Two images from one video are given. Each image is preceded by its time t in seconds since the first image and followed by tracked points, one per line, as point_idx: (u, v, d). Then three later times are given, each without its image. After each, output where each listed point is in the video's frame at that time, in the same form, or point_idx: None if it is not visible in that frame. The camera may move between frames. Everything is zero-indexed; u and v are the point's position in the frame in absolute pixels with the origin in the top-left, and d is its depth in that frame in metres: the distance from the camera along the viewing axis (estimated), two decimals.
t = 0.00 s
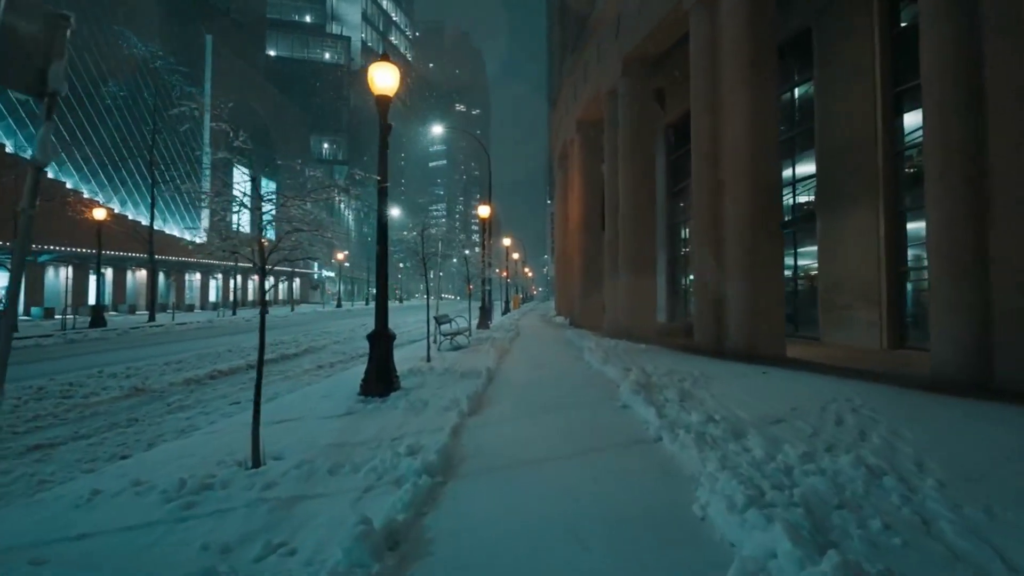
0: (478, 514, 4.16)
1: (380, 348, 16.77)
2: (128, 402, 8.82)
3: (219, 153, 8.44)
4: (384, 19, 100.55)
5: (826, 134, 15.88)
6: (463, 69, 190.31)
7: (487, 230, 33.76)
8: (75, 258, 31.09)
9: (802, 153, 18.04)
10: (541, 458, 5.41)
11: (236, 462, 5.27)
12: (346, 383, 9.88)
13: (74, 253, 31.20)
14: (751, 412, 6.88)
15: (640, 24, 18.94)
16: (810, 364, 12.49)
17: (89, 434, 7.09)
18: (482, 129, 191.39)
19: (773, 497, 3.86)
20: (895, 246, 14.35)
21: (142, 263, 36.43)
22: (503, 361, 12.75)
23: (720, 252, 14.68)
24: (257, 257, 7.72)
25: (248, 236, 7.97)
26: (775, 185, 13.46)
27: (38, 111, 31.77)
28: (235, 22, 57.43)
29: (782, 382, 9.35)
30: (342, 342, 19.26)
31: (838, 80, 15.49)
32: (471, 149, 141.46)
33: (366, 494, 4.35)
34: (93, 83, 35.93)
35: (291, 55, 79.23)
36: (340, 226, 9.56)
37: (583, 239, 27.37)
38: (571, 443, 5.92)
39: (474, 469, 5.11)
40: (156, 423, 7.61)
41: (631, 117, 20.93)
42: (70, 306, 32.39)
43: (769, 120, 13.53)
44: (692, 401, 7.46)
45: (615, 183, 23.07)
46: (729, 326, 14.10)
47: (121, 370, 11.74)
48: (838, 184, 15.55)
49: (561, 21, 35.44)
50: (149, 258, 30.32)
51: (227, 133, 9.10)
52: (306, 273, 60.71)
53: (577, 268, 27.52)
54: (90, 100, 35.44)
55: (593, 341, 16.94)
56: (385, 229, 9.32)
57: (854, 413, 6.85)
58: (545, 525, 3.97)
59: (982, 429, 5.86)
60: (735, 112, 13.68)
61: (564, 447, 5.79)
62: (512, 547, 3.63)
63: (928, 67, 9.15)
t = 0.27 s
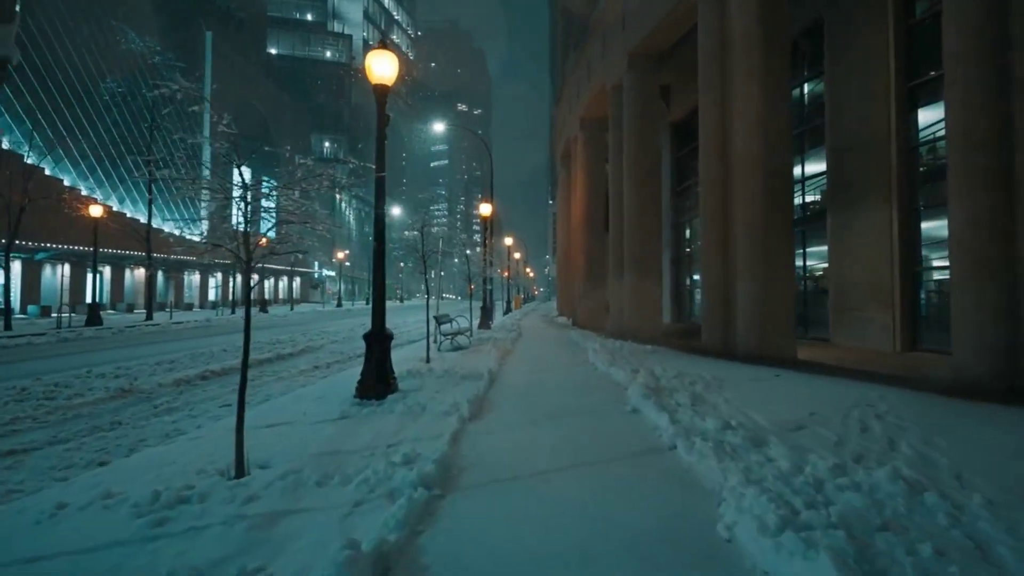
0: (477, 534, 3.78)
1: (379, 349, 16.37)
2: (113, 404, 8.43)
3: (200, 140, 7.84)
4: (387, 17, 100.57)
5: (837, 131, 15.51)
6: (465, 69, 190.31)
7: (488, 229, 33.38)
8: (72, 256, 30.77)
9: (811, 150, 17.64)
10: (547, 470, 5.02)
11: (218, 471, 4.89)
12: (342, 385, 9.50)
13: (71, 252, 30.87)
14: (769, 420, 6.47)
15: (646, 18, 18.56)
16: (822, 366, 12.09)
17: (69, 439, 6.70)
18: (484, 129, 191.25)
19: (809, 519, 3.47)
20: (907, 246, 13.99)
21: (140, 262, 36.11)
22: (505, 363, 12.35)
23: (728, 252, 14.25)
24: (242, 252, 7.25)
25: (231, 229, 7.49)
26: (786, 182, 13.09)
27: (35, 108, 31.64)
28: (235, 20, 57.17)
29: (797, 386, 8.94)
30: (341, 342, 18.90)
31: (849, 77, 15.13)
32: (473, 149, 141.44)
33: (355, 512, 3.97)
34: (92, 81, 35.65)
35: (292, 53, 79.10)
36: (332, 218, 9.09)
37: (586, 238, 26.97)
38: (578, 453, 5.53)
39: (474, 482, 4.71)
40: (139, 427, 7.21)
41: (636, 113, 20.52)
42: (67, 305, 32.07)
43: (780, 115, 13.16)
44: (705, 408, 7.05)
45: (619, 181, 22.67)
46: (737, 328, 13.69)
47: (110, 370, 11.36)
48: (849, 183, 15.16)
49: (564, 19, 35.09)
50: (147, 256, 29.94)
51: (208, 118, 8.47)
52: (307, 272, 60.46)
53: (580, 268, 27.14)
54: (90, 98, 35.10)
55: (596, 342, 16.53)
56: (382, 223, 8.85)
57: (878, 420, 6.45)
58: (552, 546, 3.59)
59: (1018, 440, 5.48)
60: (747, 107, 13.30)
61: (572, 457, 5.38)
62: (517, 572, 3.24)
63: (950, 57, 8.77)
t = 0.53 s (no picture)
0: (476, 562, 3.45)
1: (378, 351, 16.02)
2: (99, 409, 8.11)
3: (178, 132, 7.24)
4: (388, 16, 100.40)
5: (846, 129, 15.15)
6: (467, 68, 190.13)
7: (489, 229, 33.05)
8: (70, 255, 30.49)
9: (819, 149, 17.30)
10: (552, 487, 4.68)
11: (198, 487, 4.57)
12: (338, 389, 9.20)
13: (68, 250, 30.60)
14: (785, 430, 6.15)
15: (650, 14, 18.21)
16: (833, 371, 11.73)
17: (48, 448, 6.37)
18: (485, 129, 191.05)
19: (845, 552, 3.14)
20: (918, 247, 13.66)
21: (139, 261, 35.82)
22: (506, 367, 12.02)
23: (735, 254, 13.87)
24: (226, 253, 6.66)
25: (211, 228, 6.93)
26: (796, 180, 12.74)
27: (34, 107, 31.85)
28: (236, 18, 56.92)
29: (810, 393, 8.59)
30: (339, 343, 18.57)
31: (858, 73, 14.77)
32: (474, 149, 141.22)
33: (343, 536, 3.65)
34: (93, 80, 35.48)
35: (293, 51, 78.88)
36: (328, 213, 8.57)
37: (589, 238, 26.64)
38: (584, 467, 5.20)
39: (474, 500, 4.38)
40: (123, 436, 6.88)
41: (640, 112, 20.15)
42: (65, 304, 31.79)
43: (790, 112, 12.82)
44: (716, 417, 6.70)
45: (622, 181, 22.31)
46: (744, 331, 13.33)
47: (99, 373, 11.02)
48: (858, 182, 14.80)
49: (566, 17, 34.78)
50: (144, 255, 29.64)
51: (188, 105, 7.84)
52: (307, 272, 60.18)
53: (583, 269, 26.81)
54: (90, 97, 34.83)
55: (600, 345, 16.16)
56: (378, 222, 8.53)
57: (900, 432, 6.11)
58: None
59: None
60: (756, 104, 12.94)
61: (577, 472, 5.05)
62: None
63: (969, 51, 8.43)
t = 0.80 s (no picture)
0: None
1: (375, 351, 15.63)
2: (79, 413, 7.74)
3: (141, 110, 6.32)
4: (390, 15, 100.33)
5: (855, 125, 14.77)
6: (469, 68, 190.02)
7: (490, 228, 32.69)
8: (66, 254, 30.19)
9: (827, 146, 16.90)
10: (554, 502, 4.30)
11: (165, 501, 4.20)
12: (330, 392, 8.83)
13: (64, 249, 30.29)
14: (802, 439, 5.75)
15: (654, 9, 17.84)
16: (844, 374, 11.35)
17: (18, 455, 6.01)
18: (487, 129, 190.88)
19: None
20: (931, 247, 13.28)
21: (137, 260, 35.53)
22: (505, 368, 11.63)
23: (741, 253, 13.48)
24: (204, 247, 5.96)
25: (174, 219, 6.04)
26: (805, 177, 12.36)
27: (30, 104, 31.96)
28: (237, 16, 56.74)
29: (824, 397, 8.20)
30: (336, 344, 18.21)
31: (869, 67, 14.40)
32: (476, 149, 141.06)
33: (318, 561, 3.27)
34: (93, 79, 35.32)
35: (294, 50, 78.73)
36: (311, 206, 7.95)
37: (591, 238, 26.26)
38: (587, 479, 4.81)
39: (469, 518, 4.01)
40: (100, 441, 6.52)
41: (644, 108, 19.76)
42: (62, 303, 31.50)
43: (799, 107, 12.43)
44: (728, 424, 6.30)
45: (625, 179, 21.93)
46: (751, 332, 12.94)
47: (85, 374, 10.66)
48: (868, 179, 14.42)
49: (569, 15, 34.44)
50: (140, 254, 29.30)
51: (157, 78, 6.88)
52: (307, 272, 59.91)
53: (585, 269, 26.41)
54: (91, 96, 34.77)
55: (602, 346, 15.73)
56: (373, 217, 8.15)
57: (924, 440, 5.74)
58: None
59: None
60: (763, 99, 12.56)
61: (579, 484, 4.67)
62: None
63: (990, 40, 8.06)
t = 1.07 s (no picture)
0: None
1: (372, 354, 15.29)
2: (56, 421, 7.39)
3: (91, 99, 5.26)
4: (391, 14, 100.16)
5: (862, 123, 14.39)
6: (470, 68, 189.78)
7: (490, 228, 32.34)
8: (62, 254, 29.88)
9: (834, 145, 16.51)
10: (550, 526, 3.94)
11: (128, 527, 3.85)
12: (320, 399, 8.48)
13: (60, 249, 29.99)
14: (818, 454, 5.38)
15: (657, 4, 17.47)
16: (853, 378, 10.98)
17: None
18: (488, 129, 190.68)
19: None
20: (942, 248, 12.90)
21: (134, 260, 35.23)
22: (504, 372, 11.27)
23: (747, 254, 13.09)
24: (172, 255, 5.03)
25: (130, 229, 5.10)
26: (813, 175, 12.00)
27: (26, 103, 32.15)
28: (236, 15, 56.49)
29: (836, 405, 7.84)
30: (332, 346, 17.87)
31: (876, 63, 14.03)
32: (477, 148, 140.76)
33: None
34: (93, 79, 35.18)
35: (295, 49, 78.52)
36: (294, 199, 7.20)
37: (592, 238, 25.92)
38: (588, 499, 4.45)
39: (457, 546, 3.65)
40: (73, 453, 6.17)
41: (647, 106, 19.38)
42: (58, 304, 31.20)
43: (806, 102, 12.06)
44: (738, 436, 5.94)
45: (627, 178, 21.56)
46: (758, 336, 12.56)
47: (69, 378, 10.31)
48: (875, 178, 14.04)
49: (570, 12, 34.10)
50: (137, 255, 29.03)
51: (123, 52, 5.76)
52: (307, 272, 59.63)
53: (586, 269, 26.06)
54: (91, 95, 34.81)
55: (604, 348, 15.38)
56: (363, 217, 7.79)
57: (948, 454, 5.38)
58: None
59: None
60: (769, 96, 12.19)
61: (580, 506, 4.31)
62: None
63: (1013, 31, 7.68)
